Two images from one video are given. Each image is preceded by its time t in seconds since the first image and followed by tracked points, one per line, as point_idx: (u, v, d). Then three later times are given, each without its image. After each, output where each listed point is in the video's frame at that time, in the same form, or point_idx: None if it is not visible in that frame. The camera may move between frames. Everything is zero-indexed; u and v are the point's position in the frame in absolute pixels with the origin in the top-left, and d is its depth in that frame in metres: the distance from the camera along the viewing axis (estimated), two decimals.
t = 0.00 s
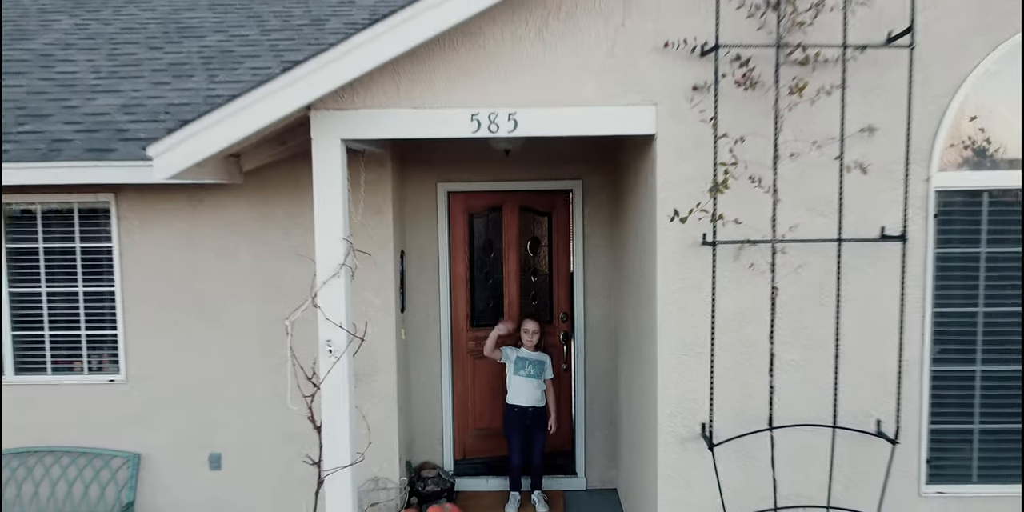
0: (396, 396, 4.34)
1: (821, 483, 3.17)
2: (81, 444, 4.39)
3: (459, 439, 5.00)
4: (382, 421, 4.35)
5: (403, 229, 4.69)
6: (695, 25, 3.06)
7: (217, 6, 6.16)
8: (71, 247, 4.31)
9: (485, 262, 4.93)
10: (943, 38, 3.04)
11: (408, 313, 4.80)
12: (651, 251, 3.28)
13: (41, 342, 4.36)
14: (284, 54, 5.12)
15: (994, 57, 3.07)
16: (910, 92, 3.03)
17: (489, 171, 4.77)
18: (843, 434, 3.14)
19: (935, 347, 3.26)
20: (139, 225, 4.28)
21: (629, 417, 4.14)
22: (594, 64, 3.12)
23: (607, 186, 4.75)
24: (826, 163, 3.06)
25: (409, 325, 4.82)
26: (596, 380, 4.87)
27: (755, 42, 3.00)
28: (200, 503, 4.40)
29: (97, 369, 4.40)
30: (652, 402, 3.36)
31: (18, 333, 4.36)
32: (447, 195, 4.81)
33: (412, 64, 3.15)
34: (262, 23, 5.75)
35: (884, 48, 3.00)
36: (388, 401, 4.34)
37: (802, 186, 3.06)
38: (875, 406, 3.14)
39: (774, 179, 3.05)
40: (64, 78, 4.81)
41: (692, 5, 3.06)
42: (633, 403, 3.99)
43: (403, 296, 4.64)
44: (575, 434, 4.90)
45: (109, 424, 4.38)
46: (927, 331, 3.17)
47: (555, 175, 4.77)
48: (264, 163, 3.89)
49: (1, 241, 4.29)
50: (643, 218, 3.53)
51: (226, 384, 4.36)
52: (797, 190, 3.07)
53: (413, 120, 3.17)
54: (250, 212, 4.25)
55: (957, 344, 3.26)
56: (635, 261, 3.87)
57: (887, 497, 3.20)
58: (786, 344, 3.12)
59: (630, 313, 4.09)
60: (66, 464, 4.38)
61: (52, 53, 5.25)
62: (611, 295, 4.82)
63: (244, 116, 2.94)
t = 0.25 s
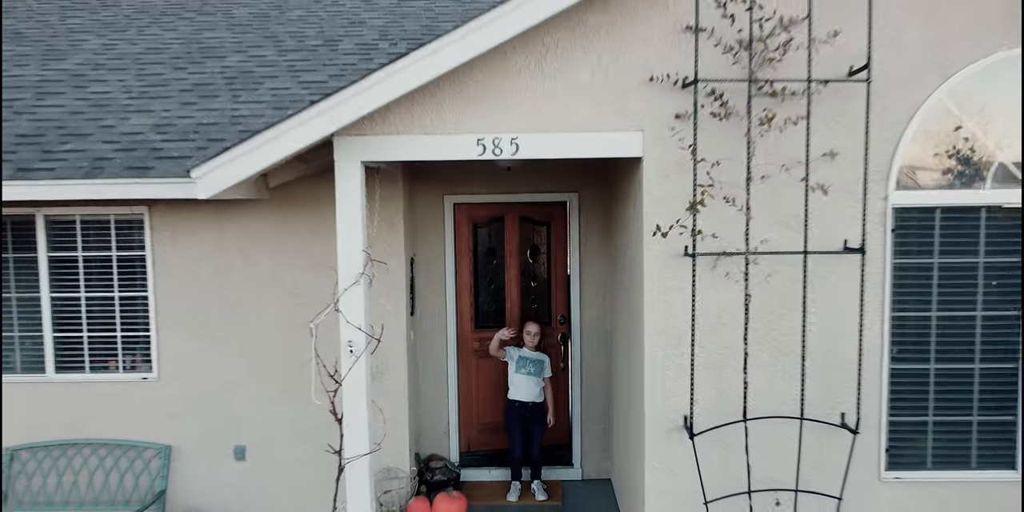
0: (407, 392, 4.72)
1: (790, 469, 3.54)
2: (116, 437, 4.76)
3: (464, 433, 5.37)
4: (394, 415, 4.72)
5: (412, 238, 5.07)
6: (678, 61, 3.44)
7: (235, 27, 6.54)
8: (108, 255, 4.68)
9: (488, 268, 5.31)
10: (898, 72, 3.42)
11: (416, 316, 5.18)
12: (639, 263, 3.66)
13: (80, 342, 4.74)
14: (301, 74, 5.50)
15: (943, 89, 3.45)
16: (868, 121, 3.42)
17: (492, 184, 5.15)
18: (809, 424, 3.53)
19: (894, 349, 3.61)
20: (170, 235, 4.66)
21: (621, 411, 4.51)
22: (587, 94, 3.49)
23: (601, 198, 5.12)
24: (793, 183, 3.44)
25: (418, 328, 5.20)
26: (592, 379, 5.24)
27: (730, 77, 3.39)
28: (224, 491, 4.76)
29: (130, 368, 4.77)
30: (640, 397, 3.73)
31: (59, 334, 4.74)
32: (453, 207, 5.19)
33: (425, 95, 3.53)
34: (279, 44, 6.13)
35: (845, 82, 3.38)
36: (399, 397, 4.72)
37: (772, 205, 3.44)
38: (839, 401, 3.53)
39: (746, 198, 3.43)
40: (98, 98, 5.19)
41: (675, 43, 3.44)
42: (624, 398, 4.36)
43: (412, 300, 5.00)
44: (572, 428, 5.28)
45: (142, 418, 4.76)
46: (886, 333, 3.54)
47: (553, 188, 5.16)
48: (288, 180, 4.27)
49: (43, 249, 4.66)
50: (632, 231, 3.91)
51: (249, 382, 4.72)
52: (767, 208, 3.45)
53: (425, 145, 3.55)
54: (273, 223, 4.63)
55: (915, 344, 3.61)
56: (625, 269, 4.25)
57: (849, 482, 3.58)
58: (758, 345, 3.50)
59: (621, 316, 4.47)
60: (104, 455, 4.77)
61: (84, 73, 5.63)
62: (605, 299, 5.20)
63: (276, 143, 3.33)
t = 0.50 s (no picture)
0: (415, 388, 5.07)
1: (768, 456, 3.89)
2: (145, 429, 5.11)
3: (469, 427, 5.72)
4: (404, 409, 5.07)
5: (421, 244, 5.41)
6: (666, 85, 3.78)
7: (251, 42, 6.90)
8: (137, 260, 5.02)
9: (491, 272, 5.65)
10: (866, 96, 3.77)
11: (424, 317, 5.52)
12: (631, 268, 4.01)
13: (112, 341, 5.08)
14: (315, 89, 5.85)
15: (908, 112, 3.80)
16: (838, 140, 3.77)
17: (495, 193, 5.49)
18: (785, 415, 3.87)
19: (864, 347, 3.95)
20: (196, 242, 5.00)
21: (615, 405, 4.86)
22: (584, 115, 3.84)
23: (598, 206, 5.46)
24: (771, 197, 3.79)
25: (426, 327, 5.55)
26: (589, 375, 5.58)
27: (714, 101, 3.73)
28: (246, 481, 5.10)
29: (158, 365, 5.11)
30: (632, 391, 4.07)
31: (91, 333, 5.08)
32: (459, 214, 5.54)
33: (435, 115, 3.87)
34: (293, 60, 6.49)
35: (818, 104, 3.73)
36: (409, 392, 5.06)
37: (751, 216, 3.79)
38: (813, 394, 3.87)
39: (728, 210, 3.78)
40: (126, 112, 5.53)
41: (663, 69, 3.78)
42: (618, 393, 4.71)
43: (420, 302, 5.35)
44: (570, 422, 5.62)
45: (169, 412, 5.10)
46: (856, 333, 3.88)
47: (552, 197, 5.50)
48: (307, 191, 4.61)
49: (78, 254, 5.00)
50: (624, 239, 4.26)
51: (269, 378, 5.06)
52: (747, 219, 3.80)
53: (435, 161, 3.90)
54: (292, 231, 4.98)
55: (883, 345, 3.96)
56: (619, 274, 4.60)
57: (822, 468, 3.92)
58: (738, 343, 3.85)
59: (615, 317, 4.81)
60: (134, 446, 5.11)
61: (111, 87, 5.97)
62: (601, 300, 5.54)
63: (302, 160, 3.67)
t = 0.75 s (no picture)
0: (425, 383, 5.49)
1: (746, 444, 4.30)
2: (174, 421, 5.52)
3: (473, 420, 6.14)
4: (414, 402, 5.49)
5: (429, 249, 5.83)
6: (654, 109, 4.20)
7: (268, 59, 7.33)
8: (168, 265, 5.44)
9: (494, 275, 6.07)
10: (833, 119, 4.18)
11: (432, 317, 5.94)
12: (622, 274, 4.42)
13: (144, 340, 5.50)
14: (330, 105, 6.28)
15: (872, 133, 4.22)
16: (809, 159, 4.19)
17: (498, 202, 5.90)
18: (761, 407, 4.29)
19: (833, 345, 4.37)
20: (222, 248, 5.41)
21: (609, 398, 5.28)
22: (579, 136, 4.25)
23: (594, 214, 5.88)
24: (748, 209, 4.20)
25: (434, 327, 5.97)
26: (585, 372, 6.00)
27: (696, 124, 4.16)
28: (268, 469, 5.52)
29: (186, 362, 5.52)
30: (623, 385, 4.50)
31: (125, 333, 5.50)
32: (464, 222, 5.96)
33: (445, 136, 4.29)
34: (308, 76, 6.92)
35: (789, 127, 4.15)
36: (418, 386, 5.48)
37: (730, 227, 4.21)
38: (785, 387, 4.29)
39: (709, 222, 4.20)
40: (155, 127, 5.95)
41: (651, 94, 4.20)
42: (611, 387, 5.13)
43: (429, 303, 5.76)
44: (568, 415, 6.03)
45: (197, 405, 5.51)
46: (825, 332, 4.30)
47: (551, 205, 5.92)
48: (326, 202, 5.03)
49: (113, 260, 5.42)
50: (617, 247, 4.68)
51: (289, 374, 5.48)
52: (726, 229, 4.22)
53: (445, 177, 4.31)
54: (311, 238, 5.40)
55: (850, 343, 4.37)
56: (612, 278, 5.02)
57: (794, 454, 4.34)
58: (719, 341, 4.26)
59: (609, 317, 5.23)
60: (164, 437, 5.53)
61: (139, 103, 6.40)
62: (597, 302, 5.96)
63: (326, 177, 4.10)
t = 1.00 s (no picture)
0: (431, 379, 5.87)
1: (726, 435, 4.68)
2: (196, 416, 5.90)
3: (475, 415, 6.51)
4: (421, 398, 5.87)
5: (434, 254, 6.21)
6: (643, 127, 4.58)
7: (280, 72, 7.72)
8: (191, 269, 5.82)
9: (495, 279, 6.45)
10: (807, 136, 4.56)
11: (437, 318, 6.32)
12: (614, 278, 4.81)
13: (167, 340, 5.88)
14: (341, 118, 6.66)
15: (844, 148, 4.59)
16: (784, 173, 4.57)
17: (499, 210, 6.28)
18: (741, 400, 4.67)
19: (809, 344, 4.73)
20: (241, 253, 5.79)
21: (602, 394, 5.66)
22: (574, 152, 4.63)
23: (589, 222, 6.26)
24: (728, 220, 4.59)
25: (438, 327, 6.34)
26: (581, 369, 6.37)
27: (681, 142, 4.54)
28: (284, 460, 5.90)
29: (207, 360, 5.90)
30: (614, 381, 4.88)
31: (149, 332, 5.87)
32: (467, 229, 6.34)
33: (451, 151, 4.67)
34: (319, 89, 7.31)
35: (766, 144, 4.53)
36: (425, 383, 5.86)
37: (712, 236, 4.60)
38: (763, 383, 4.67)
39: (693, 231, 4.58)
40: (176, 139, 6.33)
41: (640, 114, 4.58)
42: (604, 383, 5.51)
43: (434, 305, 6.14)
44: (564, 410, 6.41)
45: (217, 401, 5.89)
46: (801, 331, 4.66)
47: (549, 213, 6.30)
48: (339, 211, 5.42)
49: (139, 264, 5.80)
50: (609, 254, 5.06)
51: (304, 371, 5.86)
52: (709, 238, 4.60)
53: (451, 189, 4.69)
54: (324, 244, 5.78)
55: (824, 342, 4.75)
56: (604, 283, 5.40)
57: (772, 444, 4.72)
58: (703, 341, 4.65)
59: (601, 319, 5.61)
60: (187, 430, 5.91)
61: (160, 116, 6.78)
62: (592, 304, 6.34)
63: (343, 190, 4.48)
